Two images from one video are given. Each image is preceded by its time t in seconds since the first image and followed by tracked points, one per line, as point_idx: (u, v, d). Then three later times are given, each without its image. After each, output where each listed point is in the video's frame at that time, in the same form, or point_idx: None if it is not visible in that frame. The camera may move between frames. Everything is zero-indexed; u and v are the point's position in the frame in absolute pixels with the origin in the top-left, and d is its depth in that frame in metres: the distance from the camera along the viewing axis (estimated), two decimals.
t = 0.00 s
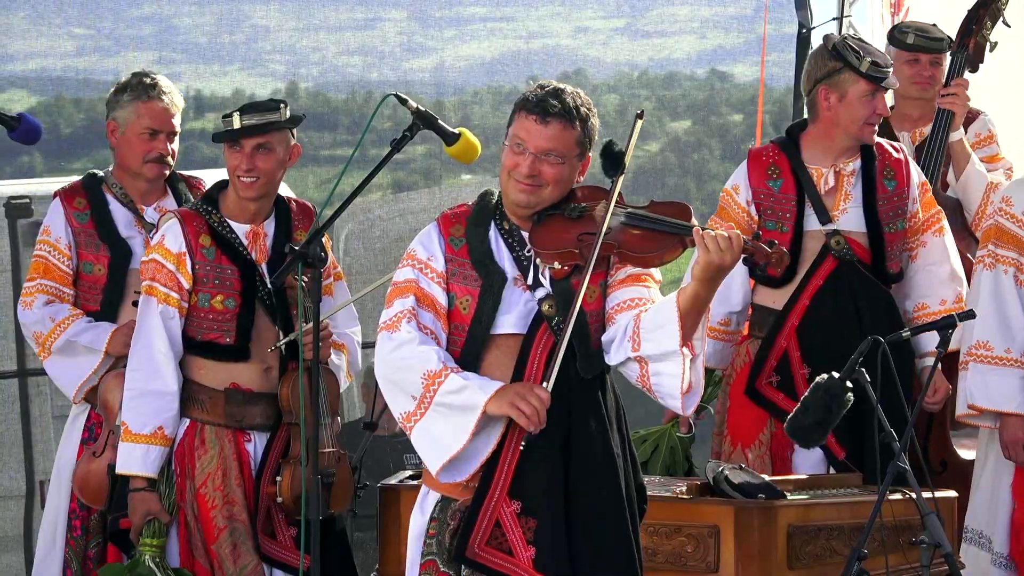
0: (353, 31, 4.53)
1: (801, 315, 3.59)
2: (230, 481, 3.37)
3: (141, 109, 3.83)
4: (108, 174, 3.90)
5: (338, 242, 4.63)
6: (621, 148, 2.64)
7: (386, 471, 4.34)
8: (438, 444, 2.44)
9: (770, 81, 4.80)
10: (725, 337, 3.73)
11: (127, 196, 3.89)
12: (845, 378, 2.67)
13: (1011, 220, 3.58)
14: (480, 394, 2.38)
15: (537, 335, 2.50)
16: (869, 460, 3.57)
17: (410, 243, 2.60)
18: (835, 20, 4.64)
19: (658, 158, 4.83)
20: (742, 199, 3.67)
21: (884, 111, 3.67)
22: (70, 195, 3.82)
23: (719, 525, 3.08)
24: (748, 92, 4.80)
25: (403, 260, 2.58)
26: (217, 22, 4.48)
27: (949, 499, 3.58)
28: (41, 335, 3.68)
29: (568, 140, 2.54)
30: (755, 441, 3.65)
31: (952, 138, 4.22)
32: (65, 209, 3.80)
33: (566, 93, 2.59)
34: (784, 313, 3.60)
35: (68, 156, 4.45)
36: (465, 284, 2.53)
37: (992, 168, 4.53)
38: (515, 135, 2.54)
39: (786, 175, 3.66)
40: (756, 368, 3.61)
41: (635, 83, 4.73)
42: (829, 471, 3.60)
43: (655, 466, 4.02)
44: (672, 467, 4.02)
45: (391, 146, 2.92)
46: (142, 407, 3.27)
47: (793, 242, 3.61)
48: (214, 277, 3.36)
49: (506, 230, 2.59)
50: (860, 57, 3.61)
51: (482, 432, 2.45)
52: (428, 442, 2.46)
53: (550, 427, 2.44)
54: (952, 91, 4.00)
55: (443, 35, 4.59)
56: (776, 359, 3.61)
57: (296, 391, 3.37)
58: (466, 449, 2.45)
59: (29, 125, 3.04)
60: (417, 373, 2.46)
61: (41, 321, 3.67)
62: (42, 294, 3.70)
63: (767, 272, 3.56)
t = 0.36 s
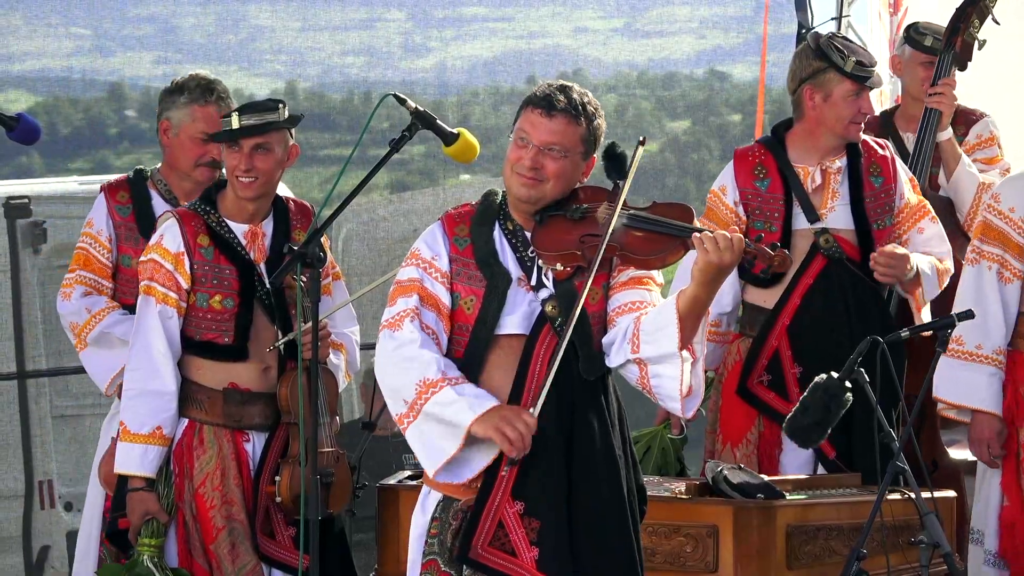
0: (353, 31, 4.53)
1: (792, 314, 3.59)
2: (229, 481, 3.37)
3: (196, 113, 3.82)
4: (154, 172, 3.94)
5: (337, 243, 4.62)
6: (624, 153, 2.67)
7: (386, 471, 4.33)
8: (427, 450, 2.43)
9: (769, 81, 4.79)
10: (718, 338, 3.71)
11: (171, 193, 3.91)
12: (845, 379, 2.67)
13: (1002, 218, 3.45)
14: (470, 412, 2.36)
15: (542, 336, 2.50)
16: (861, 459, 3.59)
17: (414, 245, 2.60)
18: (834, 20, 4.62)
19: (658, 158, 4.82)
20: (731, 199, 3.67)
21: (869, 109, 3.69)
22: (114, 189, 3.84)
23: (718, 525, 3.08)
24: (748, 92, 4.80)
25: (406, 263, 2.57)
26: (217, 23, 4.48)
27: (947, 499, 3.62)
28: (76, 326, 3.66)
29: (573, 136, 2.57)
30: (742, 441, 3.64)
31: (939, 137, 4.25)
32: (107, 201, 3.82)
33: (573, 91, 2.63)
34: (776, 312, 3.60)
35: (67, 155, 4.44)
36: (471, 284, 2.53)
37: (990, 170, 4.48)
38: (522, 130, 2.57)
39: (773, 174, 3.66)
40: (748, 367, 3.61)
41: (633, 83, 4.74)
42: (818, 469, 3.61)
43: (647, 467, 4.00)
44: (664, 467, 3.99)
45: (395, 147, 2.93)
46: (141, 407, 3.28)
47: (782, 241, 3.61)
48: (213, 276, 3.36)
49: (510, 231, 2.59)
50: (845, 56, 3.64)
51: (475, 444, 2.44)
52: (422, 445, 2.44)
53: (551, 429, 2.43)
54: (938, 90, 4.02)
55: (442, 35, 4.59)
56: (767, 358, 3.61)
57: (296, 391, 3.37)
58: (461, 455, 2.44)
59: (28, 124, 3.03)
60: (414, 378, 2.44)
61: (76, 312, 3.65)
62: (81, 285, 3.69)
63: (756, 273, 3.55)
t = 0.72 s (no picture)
0: (351, 32, 4.53)
1: (788, 312, 3.59)
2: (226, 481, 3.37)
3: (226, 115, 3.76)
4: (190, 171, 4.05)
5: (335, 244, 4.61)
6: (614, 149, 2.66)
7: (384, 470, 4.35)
8: (455, 421, 2.43)
9: (765, 80, 4.82)
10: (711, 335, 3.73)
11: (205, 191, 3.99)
12: (841, 378, 2.70)
13: (965, 224, 3.49)
14: (495, 364, 2.39)
15: (539, 334, 2.50)
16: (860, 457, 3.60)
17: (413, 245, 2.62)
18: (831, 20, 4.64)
19: (655, 157, 4.83)
20: (725, 196, 3.68)
21: (869, 116, 3.67)
22: (146, 186, 3.93)
23: (715, 525, 3.08)
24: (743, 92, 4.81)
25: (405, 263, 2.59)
26: (215, 23, 4.47)
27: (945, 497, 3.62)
28: (98, 320, 3.68)
29: (558, 128, 2.57)
30: (742, 441, 3.64)
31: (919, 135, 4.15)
32: (139, 198, 3.91)
33: (560, 86, 2.61)
34: (772, 310, 3.60)
35: (63, 156, 4.41)
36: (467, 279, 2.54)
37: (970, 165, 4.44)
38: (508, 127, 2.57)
39: (768, 172, 3.66)
40: (746, 366, 3.60)
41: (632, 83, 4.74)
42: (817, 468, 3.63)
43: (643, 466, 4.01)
44: (659, 466, 4.00)
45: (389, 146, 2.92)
46: (138, 407, 3.29)
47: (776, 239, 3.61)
48: (210, 276, 3.37)
49: (509, 230, 2.60)
50: (850, 61, 3.59)
51: (500, 403, 2.45)
52: (446, 422, 2.44)
53: (543, 425, 2.44)
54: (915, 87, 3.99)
55: (439, 35, 4.59)
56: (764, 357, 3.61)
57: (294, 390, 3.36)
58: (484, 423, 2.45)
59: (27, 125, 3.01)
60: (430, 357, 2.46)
61: (98, 305, 3.68)
62: (106, 278, 3.75)
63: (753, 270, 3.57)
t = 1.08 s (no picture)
0: (349, 36, 4.56)
1: (780, 312, 3.63)
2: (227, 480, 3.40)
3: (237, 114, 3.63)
4: (205, 176, 4.07)
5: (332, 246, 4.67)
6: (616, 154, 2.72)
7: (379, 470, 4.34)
8: (397, 448, 2.46)
9: (759, 84, 4.83)
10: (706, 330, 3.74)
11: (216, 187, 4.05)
12: (834, 378, 2.75)
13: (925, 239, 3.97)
14: (443, 413, 2.39)
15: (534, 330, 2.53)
16: (854, 455, 3.65)
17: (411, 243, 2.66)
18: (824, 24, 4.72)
19: (648, 160, 4.87)
20: (724, 194, 3.71)
21: (870, 126, 3.69)
22: (161, 188, 3.99)
23: (710, 523, 3.12)
24: (739, 95, 4.84)
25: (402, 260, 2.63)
26: (214, 27, 4.49)
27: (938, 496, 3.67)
28: (109, 319, 3.70)
29: (572, 145, 2.59)
30: (732, 437, 3.68)
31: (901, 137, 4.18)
32: (152, 202, 3.97)
33: (576, 101, 2.63)
34: (765, 311, 3.64)
35: (63, 160, 4.49)
36: (461, 281, 2.58)
37: (940, 165, 4.50)
38: (521, 137, 2.60)
39: (768, 172, 3.70)
40: (737, 365, 3.64)
41: (625, 86, 4.78)
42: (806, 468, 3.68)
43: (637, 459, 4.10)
44: (651, 460, 4.10)
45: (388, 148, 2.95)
46: (140, 407, 3.32)
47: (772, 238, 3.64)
48: (212, 278, 3.40)
49: (506, 231, 2.64)
50: (854, 70, 3.61)
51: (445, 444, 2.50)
52: (388, 444, 2.49)
53: (542, 422, 2.47)
54: (896, 90, 4.02)
55: (435, 39, 4.62)
56: (757, 355, 3.64)
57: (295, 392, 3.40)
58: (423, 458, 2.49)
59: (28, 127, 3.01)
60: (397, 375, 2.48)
61: (109, 306, 3.70)
62: (119, 278, 3.73)
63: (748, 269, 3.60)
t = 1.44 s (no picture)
0: (343, 44, 4.66)
1: (760, 313, 3.72)
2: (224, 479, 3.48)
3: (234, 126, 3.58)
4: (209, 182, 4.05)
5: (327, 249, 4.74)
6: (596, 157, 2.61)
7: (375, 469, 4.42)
8: (395, 446, 2.54)
9: (743, 90, 4.91)
10: (693, 331, 3.85)
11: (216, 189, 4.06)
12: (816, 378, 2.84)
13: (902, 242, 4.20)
14: (439, 412, 2.47)
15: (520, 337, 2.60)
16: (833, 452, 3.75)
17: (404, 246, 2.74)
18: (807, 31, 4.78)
19: (635, 165, 4.93)
20: (710, 198, 3.81)
21: (850, 132, 3.75)
22: (164, 194, 3.99)
23: (696, 519, 3.20)
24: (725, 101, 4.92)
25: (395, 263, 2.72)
26: (210, 34, 4.57)
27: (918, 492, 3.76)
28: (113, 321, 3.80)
29: (558, 151, 2.65)
30: (712, 434, 3.78)
31: (886, 141, 4.28)
32: (156, 206, 3.98)
33: (562, 106, 2.71)
34: (745, 311, 3.73)
35: (64, 165, 4.55)
36: (450, 282, 2.65)
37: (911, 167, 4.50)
38: (507, 142, 2.67)
39: (753, 176, 3.79)
40: (717, 364, 3.73)
41: (612, 93, 4.87)
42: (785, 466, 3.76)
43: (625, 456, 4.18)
44: (639, 456, 4.18)
45: (381, 154, 3.03)
46: (139, 407, 3.38)
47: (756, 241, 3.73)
48: (209, 281, 3.47)
49: (494, 234, 2.72)
50: (834, 78, 3.66)
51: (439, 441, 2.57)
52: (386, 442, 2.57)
53: (530, 419, 2.55)
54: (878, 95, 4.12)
55: (426, 46, 4.71)
56: (736, 355, 3.73)
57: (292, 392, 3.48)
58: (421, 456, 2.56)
59: (30, 134, 3.07)
60: (392, 376, 2.57)
61: (113, 308, 3.80)
62: (122, 282, 3.81)
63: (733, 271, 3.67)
